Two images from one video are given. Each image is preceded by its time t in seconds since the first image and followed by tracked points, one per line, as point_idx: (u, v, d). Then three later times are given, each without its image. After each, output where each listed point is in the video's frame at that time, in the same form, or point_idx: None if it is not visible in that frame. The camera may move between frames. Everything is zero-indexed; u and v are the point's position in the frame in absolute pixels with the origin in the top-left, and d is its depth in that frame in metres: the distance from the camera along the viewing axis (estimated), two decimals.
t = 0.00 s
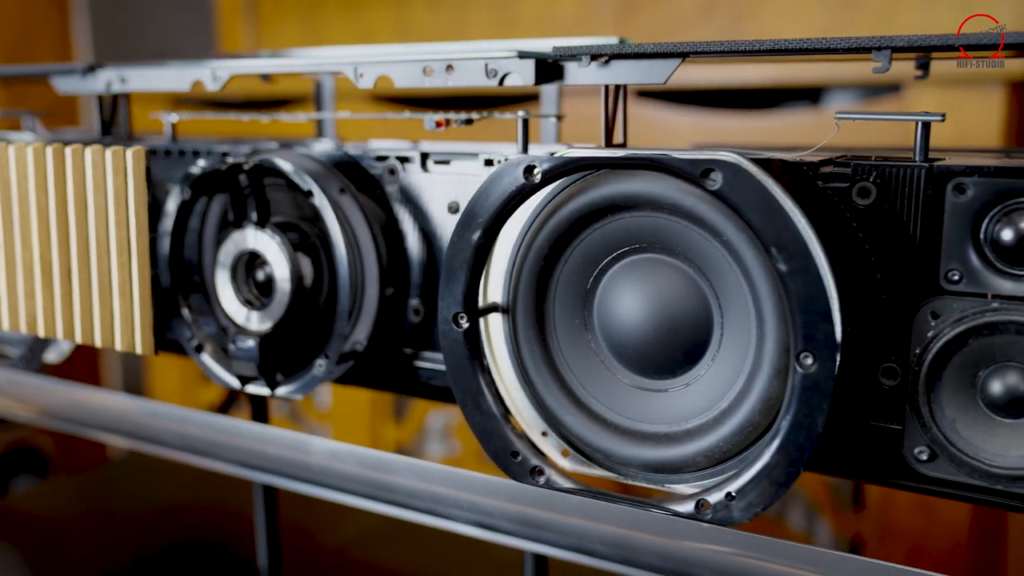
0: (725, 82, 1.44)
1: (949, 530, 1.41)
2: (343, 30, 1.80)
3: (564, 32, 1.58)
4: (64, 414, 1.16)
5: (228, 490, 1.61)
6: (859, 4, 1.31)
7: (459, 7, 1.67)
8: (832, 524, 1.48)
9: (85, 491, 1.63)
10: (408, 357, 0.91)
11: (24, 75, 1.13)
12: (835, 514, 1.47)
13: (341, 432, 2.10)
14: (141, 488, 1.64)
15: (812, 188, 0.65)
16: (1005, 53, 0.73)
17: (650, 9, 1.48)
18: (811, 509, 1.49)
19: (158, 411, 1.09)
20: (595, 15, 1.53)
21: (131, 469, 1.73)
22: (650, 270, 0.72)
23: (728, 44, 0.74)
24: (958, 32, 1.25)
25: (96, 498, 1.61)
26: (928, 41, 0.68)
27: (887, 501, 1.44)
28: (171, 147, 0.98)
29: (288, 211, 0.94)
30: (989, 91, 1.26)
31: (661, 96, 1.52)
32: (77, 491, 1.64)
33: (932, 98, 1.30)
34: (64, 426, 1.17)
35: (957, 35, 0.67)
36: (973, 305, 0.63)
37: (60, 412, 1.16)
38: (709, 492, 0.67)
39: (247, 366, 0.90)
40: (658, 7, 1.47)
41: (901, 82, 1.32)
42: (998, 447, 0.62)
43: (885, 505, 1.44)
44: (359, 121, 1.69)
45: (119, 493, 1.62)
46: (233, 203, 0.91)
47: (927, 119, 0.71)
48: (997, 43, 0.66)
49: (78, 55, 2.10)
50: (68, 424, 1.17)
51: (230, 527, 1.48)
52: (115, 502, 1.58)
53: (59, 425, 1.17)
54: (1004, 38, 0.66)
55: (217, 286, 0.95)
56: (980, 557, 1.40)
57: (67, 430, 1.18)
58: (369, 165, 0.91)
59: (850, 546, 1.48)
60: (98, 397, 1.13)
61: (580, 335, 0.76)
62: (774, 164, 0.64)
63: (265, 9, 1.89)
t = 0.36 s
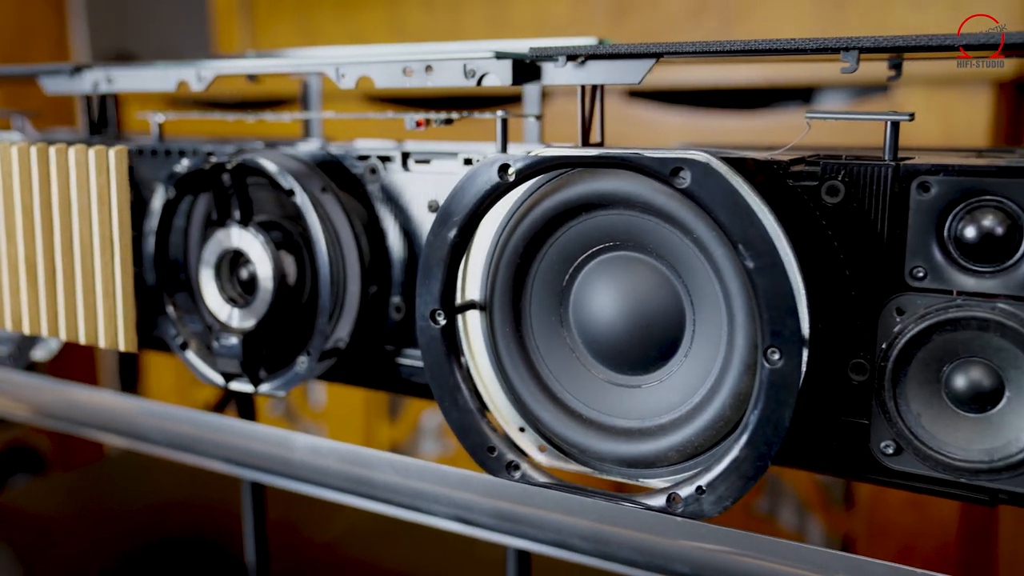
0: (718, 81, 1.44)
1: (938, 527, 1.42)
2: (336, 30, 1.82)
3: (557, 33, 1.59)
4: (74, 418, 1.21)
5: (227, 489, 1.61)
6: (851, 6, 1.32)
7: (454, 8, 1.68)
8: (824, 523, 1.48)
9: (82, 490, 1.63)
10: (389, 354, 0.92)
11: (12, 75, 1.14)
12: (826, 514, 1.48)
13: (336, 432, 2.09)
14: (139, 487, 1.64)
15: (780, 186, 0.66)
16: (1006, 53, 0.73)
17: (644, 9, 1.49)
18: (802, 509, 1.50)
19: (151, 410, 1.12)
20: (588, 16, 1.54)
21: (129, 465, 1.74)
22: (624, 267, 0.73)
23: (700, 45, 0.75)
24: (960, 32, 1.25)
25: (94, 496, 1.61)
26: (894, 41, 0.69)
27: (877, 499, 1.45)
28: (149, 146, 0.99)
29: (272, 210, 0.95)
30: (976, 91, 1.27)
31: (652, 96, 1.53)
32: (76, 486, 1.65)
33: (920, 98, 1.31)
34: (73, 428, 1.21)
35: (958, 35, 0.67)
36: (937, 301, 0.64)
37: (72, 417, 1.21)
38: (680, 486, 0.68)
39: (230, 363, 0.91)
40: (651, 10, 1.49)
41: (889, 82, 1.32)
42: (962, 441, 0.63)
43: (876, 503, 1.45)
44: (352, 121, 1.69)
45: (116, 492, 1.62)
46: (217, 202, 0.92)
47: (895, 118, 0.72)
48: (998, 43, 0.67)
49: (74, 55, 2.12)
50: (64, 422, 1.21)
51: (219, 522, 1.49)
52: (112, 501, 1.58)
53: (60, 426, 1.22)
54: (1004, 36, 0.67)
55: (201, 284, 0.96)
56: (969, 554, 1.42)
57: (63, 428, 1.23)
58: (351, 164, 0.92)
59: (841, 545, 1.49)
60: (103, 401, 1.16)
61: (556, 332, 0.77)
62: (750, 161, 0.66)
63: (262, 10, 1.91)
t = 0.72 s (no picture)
0: (714, 83, 1.45)
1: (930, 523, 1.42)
2: (335, 30, 1.83)
3: (554, 33, 1.60)
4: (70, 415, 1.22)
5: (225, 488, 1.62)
6: (849, 8, 1.33)
7: (452, 8, 1.69)
8: (818, 523, 1.50)
9: (81, 488, 1.64)
10: (376, 351, 0.93)
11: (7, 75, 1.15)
12: (820, 513, 1.49)
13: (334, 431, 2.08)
14: (138, 485, 1.65)
15: (755, 185, 0.67)
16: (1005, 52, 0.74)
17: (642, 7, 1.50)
18: (797, 509, 1.51)
19: (146, 407, 1.13)
20: (586, 16, 1.55)
21: (128, 463, 1.76)
22: (605, 265, 0.74)
23: (678, 45, 0.76)
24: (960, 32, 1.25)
25: (93, 495, 1.62)
26: (866, 43, 0.70)
27: (869, 499, 1.46)
28: (139, 146, 1.00)
29: (260, 209, 0.96)
30: (969, 91, 1.28)
31: (647, 96, 1.54)
32: (77, 482, 1.67)
33: (913, 99, 1.32)
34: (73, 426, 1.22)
35: (958, 35, 0.68)
36: (909, 298, 0.64)
37: (69, 414, 1.22)
38: (657, 480, 0.69)
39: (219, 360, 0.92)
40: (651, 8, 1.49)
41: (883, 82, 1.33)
42: (933, 436, 0.64)
43: (868, 503, 1.46)
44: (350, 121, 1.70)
45: (115, 490, 1.64)
46: (205, 200, 0.93)
47: (870, 118, 0.73)
48: (998, 43, 0.68)
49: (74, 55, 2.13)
50: (64, 420, 1.23)
51: (215, 521, 1.50)
52: (111, 500, 1.59)
53: (61, 424, 1.23)
54: (1004, 37, 0.67)
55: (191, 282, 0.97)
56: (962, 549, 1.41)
57: (62, 426, 1.24)
58: (338, 164, 0.93)
59: (836, 544, 1.50)
60: (100, 398, 1.18)
61: (538, 329, 0.78)
62: (726, 161, 0.67)
63: (262, 10, 1.91)
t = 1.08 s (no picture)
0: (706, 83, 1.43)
1: (927, 523, 1.45)
2: (333, 30, 1.85)
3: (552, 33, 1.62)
4: (69, 411, 1.23)
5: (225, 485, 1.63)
6: (842, 10, 1.36)
7: (451, 7, 1.71)
8: (815, 522, 1.51)
9: (82, 486, 1.65)
10: (366, 349, 0.94)
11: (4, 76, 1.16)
12: (817, 512, 1.50)
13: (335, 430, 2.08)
14: (138, 483, 1.66)
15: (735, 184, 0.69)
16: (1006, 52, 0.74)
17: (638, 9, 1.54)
18: (794, 508, 1.52)
19: (141, 404, 1.14)
20: (583, 18, 1.59)
21: (129, 461, 1.77)
22: (587, 263, 0.75)
23: (660, 46, 0.77)
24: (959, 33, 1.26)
25: (94, 493, 1.62)
26: (841, 44, 0.70)
27: (865, 496, 1.47)
28: (133, 146, 1.01)
29: (251, 207, 0.97)
30: (963, 92, 1.30)
31: (645, 98, 1.55)
32: (78, 478, 1.69)
33: (907, 100, 1.34)
34: (73, 423, 1.23)
35: (958, 35, 0.67)
36: (884, 295, 0.65)
37: (67, 410, 1.23)
38: (638, 475, 0.70)
39: (211, 357, 0.93)
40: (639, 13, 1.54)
41: (877, 83, 1.35)
42: (907, 431, 0.65)
43: (865, 500, 1.47)
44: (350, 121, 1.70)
45: (115, 488, 1.64)
46: (197, 200, 0.94)
47: (849, 118, 0.73)
48: (997, 43, 0.68)
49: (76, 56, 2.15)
50: (61, 417, 1.24)
51: (212, 518, 1.51)
52: (112, 497, 1.61)
53: (62, 423, 1.24)
54: (1004, 36, 0.67)
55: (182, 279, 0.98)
56: (956, 547, 1.46)
57: (59, 423, 1.25)
58: (329, 163, 0.94)
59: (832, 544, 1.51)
60: (97, 395, 1.19)
61: (522, 326, 0.79)
62: (710, 162, 0.70)
63: (262, 10, 1.92)
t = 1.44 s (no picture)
0: (698, 84, 1.45)
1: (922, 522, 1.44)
2: (333, 32, 1.85)
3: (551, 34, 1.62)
4: (67, 408, 1.24)
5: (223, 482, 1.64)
6: (840, 10, 1.36)
7: (450, 6, 1.71)
8: (811, 521, 1.48)
9: (82, 484, 1.66)
10: (356, 346, 0.95)
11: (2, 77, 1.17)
12: (814, 511, 1.48)
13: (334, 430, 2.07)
14: (136, 481, 1.67)
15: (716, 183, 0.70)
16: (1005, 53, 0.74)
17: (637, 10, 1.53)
18: (790, 507, 1.50)
19: (135, 400, 1.16)
20: (583, 19, 1.57)
21: (128, 459, 1.78)
22: (571, 261, 0.76)
23: (642, 47, 0.78)
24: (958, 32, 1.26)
25: (93, 490, 1.64)
26: (819, 44, 0.72)
27: (861, 494, 1.45)
28: (127, 146, 1.02)
29: (243, 206, 0.98)
30: (955, 93, 1.31)
31: (641, 98, 1.56)
32: (78, 475, 1.70)
33: (903, 101, 1.35)
34: (71, 420, 1.24)
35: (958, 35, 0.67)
36: (860, 292, 0.66)
37: (66, 407, 1.24)
38: (619, 470, 0.71)
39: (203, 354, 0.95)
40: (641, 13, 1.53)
41: (873, 84, 1.36)
42: (883, 426, 0.66)
43: (860, 499, 1.45)
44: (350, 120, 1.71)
45: (114, 486, 1.65)
46: (189, 199, 0.95)
47: (828, 118, 0.74)
48: (997, 43, 0.68)
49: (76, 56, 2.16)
50: (58, 414, 1.26)
51: (209, 515, 1.53)
52: (110, 494, 1.62)
53: (61, 421, 1.25)
54: (1004, 37, 0.67)
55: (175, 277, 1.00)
56: (951, 547, 1.44)
57: (56, 420, 1.27)
58: (319, 163, 0.95)
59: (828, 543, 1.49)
60: (94, 393, 1.20)
61: (508, 323, 0.80)
62: (693, 161, 0.71)
63: (262, 10, 1.93)
